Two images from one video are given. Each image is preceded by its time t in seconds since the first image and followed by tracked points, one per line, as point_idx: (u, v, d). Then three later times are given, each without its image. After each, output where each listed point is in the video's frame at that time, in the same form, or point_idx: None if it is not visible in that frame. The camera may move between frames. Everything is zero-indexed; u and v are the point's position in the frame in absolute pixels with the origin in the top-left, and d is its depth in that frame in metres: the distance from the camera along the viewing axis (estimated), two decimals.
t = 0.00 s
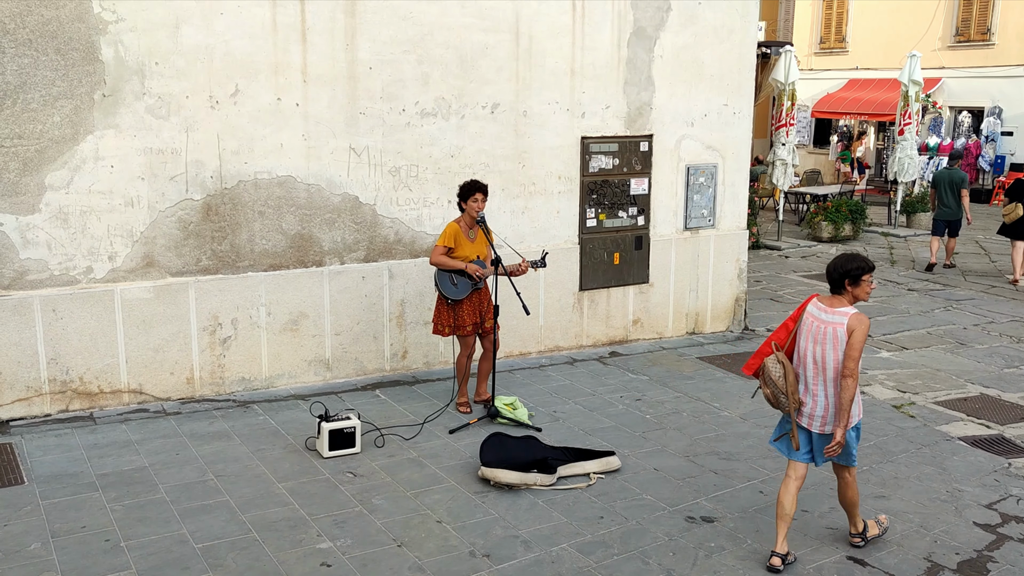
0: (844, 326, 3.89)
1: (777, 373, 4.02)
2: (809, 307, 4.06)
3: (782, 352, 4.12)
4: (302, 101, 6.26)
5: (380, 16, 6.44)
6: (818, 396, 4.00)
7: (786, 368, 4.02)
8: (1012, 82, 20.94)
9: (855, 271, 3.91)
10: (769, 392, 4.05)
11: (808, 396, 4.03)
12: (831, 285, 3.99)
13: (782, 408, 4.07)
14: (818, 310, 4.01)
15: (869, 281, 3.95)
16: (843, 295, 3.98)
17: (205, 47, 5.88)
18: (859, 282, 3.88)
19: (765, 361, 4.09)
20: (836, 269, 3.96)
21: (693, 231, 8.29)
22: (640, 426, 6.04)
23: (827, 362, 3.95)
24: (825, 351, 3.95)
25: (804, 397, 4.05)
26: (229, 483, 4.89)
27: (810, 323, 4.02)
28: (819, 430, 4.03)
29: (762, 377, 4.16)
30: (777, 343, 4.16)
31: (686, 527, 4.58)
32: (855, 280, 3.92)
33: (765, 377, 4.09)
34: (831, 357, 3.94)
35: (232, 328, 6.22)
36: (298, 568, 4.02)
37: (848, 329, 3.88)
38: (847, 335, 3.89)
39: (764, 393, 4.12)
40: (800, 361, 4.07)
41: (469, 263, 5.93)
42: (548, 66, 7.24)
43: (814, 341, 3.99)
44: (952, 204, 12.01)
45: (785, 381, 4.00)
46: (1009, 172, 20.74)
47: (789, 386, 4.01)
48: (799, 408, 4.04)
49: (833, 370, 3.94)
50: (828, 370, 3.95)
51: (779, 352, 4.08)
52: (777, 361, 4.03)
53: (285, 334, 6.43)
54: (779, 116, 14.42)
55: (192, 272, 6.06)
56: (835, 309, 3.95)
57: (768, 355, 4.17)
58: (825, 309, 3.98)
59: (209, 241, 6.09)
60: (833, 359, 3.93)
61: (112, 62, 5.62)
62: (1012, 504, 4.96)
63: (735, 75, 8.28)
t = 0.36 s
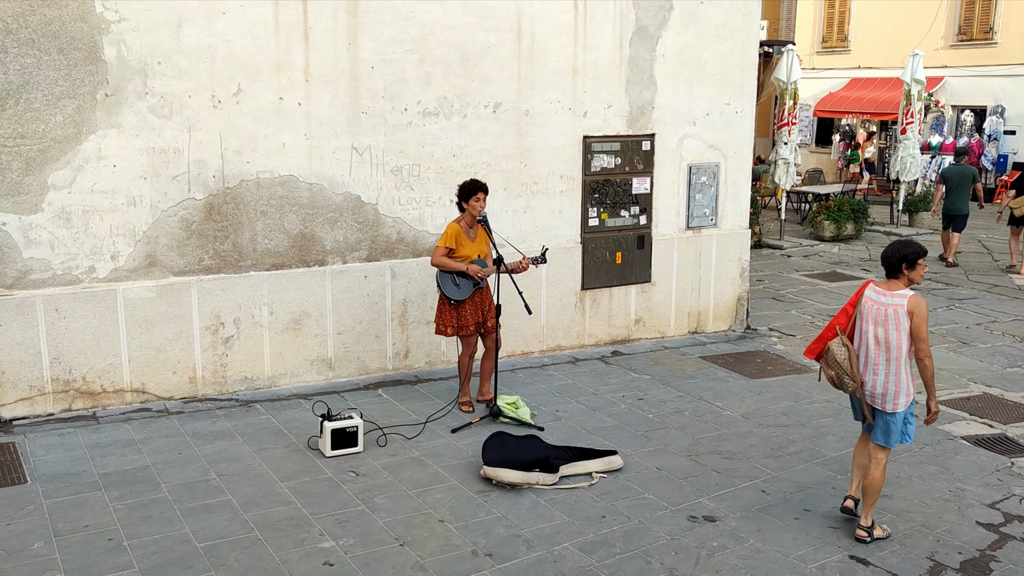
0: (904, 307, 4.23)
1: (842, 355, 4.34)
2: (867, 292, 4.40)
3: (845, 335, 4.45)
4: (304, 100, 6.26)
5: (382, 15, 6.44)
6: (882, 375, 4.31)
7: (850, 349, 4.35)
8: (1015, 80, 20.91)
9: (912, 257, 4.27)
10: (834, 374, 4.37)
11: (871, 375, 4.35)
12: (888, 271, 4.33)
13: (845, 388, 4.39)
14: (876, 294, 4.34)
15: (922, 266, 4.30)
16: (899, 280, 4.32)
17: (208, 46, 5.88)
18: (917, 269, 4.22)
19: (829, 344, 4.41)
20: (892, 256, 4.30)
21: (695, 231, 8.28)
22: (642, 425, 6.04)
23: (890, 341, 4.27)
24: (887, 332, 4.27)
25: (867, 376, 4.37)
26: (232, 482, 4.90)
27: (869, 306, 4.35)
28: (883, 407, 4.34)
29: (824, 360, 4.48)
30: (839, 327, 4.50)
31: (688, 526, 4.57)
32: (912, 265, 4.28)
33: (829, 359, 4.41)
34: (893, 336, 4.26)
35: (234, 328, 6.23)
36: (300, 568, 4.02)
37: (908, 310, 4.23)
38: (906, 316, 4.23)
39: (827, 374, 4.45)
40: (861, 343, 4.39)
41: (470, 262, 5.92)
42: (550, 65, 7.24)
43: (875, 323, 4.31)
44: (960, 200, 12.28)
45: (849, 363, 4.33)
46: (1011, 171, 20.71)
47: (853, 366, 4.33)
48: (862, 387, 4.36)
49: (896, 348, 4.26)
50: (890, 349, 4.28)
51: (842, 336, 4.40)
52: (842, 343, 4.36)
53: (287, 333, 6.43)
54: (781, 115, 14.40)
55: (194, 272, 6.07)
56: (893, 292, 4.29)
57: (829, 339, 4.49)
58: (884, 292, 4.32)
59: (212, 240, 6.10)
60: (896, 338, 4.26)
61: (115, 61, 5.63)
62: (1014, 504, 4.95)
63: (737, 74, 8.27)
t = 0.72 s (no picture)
0: (938, 301, 4.51)
1: (881, 349, 4.63)
2: (900, 288, 4.66)
3: (882, 329, 4.72)
4: (306, 100, 6.26)
5: (384, 15, 6.44)
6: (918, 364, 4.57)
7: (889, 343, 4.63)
8: (1017, 79, 20.89)
9: (941, 252, 4.51)
10: (876, 366, 4.66)
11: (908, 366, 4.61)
12: (920, 266, 4.59)
13: (886, 379, 4.68)
14: (910, 290, 4.61)
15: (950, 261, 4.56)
16: (930, 275, 4.58)
17: (210, 46, 5.88)
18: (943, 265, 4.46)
19: (869, 339, 4.70)
20: (922, 252, 4.54)
21: (698, 230, 8.28)
22: (644, 425, 6.03)
23: (926, 333, 4.54)
24: (922, 325, 4.54)
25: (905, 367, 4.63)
26: (235, 482, 4.90)
27: (903, 301, 4.62)
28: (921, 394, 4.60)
29: (865, 355, 4.76)
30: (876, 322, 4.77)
31: (691, 526, 4.57)
32: (943, 260, 4.52)
33: (870, 354, 4.70)
34: (928, 328, 4.53)
35: (237, 327, 6.23)
36: (303, 567, 4.02)
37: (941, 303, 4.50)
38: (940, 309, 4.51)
39: (868, 368, 4.74)
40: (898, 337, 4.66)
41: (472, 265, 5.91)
42: (553, 65, 7.24)
43: (910, 317, 4.58)
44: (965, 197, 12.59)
45: (888, 355, 4.61)
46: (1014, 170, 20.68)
47: (892, 358, 4.60)
48: (901, 377, 4.63)
49: (931, 339, 4.52)
50: (925, 340, 4.54)
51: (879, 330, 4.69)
52: (881, 337, 4.65)
53: (289, 333, 6.43)
54: (783, 114, 14.38)
55: (197, 272, 6.07)
56: (926, 287, 4.56)
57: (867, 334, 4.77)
58: (917, 288, 4.58)
59: (214, 240, 6.10)
60: (931, 329, 4.52)
61: (117, 61, 5.63)
62: (1018, 503, 4.94)
63: (740, 74, 8.27)
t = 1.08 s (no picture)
0: (969, 292, 4.79)
1: (914, 334, 4.91)
2: (933, 278, 4.94)
3: (914, 315, 5.00)
4: (309, 100, 6.27)
5: (387, 15, 6.44)
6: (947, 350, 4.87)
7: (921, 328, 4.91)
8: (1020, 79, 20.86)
9: (971, 247, 4.80)
10: (907, 350, 4.94)
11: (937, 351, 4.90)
12: (953, 258, 4.87)
13: (916, 362, 4.96)
14: (943, 280, 4.88)
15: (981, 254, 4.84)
16: (962, 267, 4.87)
17: (213, 46, 5.89)
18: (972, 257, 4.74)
19: (901, 325, 4.98)
20: (957, 246, 4.84)
21: (700, 230, 8.27)
22: (647, 425, 6.03)
23: (955, 321, 4.82)
24: (953, 313, 4.83)
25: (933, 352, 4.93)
26: (237, 481, 4.91)
27: (936, 290, 4.90)
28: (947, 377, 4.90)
29: (896, 338, 5.04)
30: (908, 308, 5.05)
31: (693, 526, 4.57)
32: (975, 254, 4.81)
33: (902, 337, 4.98)
34: (958, 317, 4.81)
35: (240, 327, 6.24)
36: (306, 567, 4.03)
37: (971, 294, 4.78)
38: (970, 299, 4.78)
39: (899, 351, 5.02)
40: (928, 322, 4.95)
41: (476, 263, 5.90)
42: (555, 65, 7.24)
43: (942, 306, 4.86)
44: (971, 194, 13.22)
45: (919, 339, 4.89)
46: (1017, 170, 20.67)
47: (923, 342, 4.90)
48: (930, 361, 4.92)
49: (960, 328, 4.81)
50: (955, 328, 4.83)
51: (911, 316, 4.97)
52: (914, 323, 4.93)
53: (292, 333, 6.44)
54: (786, 114, 14.37)
55: (200, 271, 6.08)
56: (958, 278, 4.84)
57: (900, 319, 5.06)
58: (950, 278, 4.86)
59: (217, 240, 6.11)
60: (961, 318, 4.81)
61: (120, 61, 5.63)
62: (1021, 504, 4.94)
63: (742, 74, 8.27)
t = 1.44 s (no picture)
0: (993, 276, 5.24)
1: (945, 315, 5.30)
2: (958, 265, 5.38)
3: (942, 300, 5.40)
4: (310, 99, 6.26)
5: (388, 14, 6.44)
6: (975, 330, 5.24)
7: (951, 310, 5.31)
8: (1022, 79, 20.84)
9: (992, 236, 5.26)
10: (939, 331, 5.32)
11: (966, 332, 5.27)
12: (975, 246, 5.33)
13: (946, 344, 5.33)
14: (968, 266, 5.33)
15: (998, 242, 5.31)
16: (983, 255, 5.32)
17: (214, 46, 5.89)
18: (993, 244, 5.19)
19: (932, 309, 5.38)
20: (980, 234, 5.29)
21: (701, 230, 8.27)
22: (648, 425, 6.03)
23: (982, 303, 5.24)
24: (979, 296, 5.25)
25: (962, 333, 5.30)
26: (238, 481, 4.91)
27: (962, 276, 5.34)
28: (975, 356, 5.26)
29: (927, 323, 5.42)
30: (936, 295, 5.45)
31: (695, 526, 4.56)
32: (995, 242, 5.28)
33: (933, 320, 5.37)
34: (984, 298, 5.24)
35: (241, 326, 6.24)
36: (307, 567, 4.02)
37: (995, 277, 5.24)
38: (995, 282, 5.23)
39: (930, 334, 5.40)
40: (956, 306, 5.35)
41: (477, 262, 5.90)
42: (556, 64, 7.23)
43: (969, 289, 5.29)
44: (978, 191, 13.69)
45: (950, 320, 5.29)
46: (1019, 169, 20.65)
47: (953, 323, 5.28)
48: (959, 342, 5.29)
49: (987, 309, 5.23)
50: (982, 309, 5.24)
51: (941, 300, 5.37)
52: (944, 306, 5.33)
53: (293, 332, 6.44)
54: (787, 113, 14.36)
55: (200, 271, 6.08)
56: (982, 264, 5.30)
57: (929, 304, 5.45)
58: (975, 264, 5.31)
59: (218, 239, 6.11)
60: (987, 300, 5.23)
61: (121, 60, 5.63)
62: (1022, 504, 4.93)
63: (743, 73, 8.26)
